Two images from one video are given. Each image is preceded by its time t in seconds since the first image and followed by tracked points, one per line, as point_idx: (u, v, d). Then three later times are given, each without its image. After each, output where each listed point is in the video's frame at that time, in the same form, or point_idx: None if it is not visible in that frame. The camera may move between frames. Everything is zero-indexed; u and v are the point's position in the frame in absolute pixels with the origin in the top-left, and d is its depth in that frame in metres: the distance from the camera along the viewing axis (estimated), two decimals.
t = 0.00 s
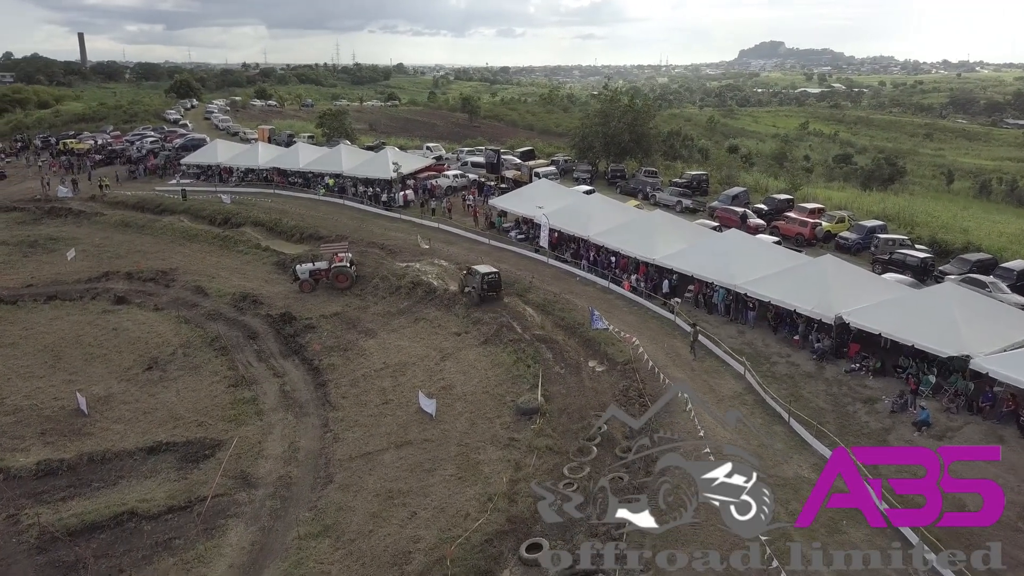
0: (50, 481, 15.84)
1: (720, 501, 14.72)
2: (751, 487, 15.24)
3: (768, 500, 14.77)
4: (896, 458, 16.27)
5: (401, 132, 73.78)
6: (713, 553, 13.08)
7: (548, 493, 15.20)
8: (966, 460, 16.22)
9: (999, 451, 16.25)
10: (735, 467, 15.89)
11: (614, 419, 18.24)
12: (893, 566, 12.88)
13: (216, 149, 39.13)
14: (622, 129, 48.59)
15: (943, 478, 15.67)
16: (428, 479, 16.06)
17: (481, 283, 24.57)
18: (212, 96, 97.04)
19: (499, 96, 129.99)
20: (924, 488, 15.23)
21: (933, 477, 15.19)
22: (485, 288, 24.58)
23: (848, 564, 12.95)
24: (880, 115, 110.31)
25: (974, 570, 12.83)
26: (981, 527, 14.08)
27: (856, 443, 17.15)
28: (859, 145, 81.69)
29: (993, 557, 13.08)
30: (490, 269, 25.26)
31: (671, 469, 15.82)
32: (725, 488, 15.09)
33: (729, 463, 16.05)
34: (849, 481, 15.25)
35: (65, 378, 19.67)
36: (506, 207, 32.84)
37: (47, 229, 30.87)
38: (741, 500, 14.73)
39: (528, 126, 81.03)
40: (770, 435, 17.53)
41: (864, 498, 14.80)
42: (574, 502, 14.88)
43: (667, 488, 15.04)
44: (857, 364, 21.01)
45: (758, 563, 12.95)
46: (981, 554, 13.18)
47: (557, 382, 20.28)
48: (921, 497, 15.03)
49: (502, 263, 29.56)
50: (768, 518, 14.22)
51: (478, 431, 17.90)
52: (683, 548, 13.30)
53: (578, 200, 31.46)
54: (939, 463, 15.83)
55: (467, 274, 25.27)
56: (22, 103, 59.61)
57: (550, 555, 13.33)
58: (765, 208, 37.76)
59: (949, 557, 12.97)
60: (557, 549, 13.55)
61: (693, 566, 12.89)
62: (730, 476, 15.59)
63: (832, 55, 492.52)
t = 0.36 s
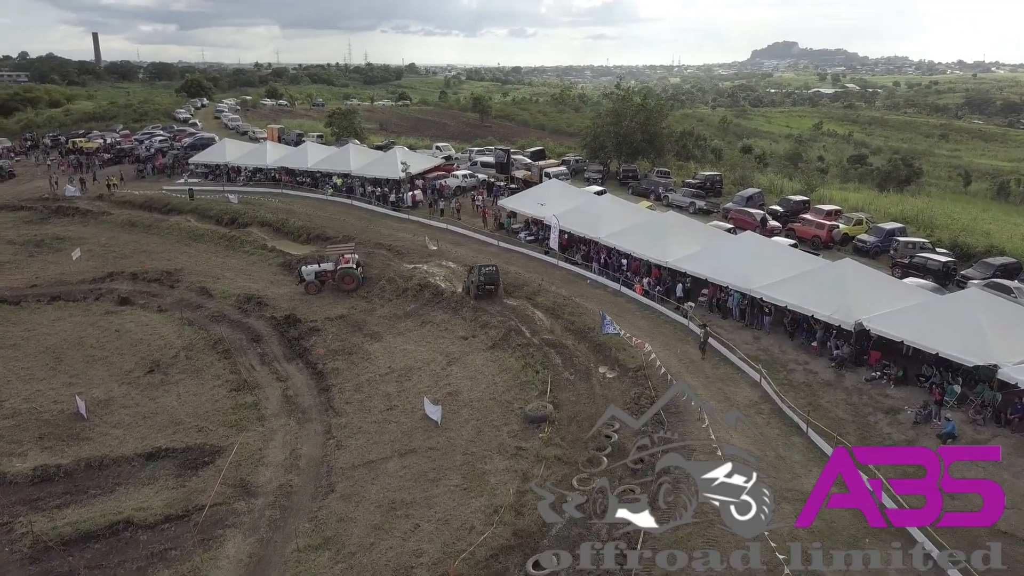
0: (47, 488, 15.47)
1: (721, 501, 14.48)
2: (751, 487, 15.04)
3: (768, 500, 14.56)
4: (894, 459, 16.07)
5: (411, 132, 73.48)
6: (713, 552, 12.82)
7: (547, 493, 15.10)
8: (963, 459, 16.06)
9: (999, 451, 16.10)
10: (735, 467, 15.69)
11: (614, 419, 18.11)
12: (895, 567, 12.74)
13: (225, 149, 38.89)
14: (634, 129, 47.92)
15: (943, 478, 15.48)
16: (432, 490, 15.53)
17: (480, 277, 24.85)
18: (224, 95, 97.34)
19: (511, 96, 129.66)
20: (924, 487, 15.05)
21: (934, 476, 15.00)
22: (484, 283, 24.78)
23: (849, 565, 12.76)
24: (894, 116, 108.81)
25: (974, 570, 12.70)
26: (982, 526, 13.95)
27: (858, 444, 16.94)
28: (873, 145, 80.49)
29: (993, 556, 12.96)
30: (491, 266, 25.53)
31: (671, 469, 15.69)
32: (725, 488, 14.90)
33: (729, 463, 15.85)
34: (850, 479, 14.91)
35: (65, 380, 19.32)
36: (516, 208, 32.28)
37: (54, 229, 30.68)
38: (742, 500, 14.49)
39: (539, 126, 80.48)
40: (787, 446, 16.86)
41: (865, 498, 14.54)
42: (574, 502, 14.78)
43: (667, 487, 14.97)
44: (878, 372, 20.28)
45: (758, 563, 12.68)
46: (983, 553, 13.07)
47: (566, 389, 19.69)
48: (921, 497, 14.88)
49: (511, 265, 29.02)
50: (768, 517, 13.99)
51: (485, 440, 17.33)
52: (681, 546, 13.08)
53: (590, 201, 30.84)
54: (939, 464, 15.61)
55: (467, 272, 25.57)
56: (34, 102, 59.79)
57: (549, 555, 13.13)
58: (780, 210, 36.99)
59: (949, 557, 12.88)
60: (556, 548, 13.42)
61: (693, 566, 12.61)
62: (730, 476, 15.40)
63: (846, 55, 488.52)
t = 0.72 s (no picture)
0: (45, 498, 15.08)
1: (720, 501, 14.61)
2: (751, 488, 15.09)
3: (768, 500, 14.61)
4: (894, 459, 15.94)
5: (425, 134, 73.05)
6: (713, 552, 12.91)
7: (547, 493, 15.04)
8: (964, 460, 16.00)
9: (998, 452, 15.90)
10: (735, 467, 15.75)
11: (613, 418, 18.12)
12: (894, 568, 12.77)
13: (237, 151, 38.68)
14: (650, 131, 47.13)
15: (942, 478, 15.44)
16: (439, 505, 14.93)
17: (490, 279, 24.65)
18: (239, 97, 97.49)
19: (526, 98, 129.08)
20: (924, 488, 15.00)
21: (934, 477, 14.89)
22: (493, 285, 24.66)
23: (849, 565, 12.78)
24: (915, 119, 106.95)
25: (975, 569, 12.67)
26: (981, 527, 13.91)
27: (860, 444, 16.84)
28: (893, 149, 78.96)
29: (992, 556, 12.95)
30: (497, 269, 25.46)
31: (671, 469, 15.75)
32: (725, 488, 15.00)
33: (729, 462, 15.90)
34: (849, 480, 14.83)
35: (68, 386, 18.97)
36: (530, 212, 31.62)
37: (64, 230, 30.56)
38: (741, 500, 14.63)
39: (554, 128, 79.79)
40: (812, 463, 16.03)
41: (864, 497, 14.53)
42: (573, 501, 14.77)
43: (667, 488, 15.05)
44: (906, 386, 19.35)
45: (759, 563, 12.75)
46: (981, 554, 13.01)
47: (580, 401, 18.99)
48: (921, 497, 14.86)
49: (524, 270, 28.41)
50: (768, 517, 14.07)
51: (495, 453, 16.68)
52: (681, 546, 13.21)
53: (605, 205, 30.11)
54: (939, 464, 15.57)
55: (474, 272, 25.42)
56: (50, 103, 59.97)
57: (549, 554, 13.17)
58: (801, 215, 36.03)
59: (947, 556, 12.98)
60: (557, 548, 13.40)
61: (694, 566, 12.70)
62: (730, 476, 15.48)
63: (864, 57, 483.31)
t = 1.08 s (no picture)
0: (38, 510, 14.64)
1: (721, 501, 14.53)
2: (751, 487, 15.02)
3: (768, 499, 14.56)
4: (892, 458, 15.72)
5: (435, 138, 72.72)
6: (713, 552, 12.80)
7: (547, 493, 14.96)
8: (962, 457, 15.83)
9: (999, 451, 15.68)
10: (735, 467, 15.69)
11: (614, 418, 18.10)
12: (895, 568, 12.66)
13: (245, 154, 38.45)
14: (663, 135, 46.46)
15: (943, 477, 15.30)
16: (443, 522, 14.33)
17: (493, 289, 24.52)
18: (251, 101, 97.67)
19: (537, 101, 128.77)
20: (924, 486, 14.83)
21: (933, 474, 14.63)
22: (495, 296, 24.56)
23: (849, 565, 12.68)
24: (929, 124, 105.56)
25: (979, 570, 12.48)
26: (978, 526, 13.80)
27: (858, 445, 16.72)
28: (908, 154, 77.77)
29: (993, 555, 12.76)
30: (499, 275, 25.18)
31: (670, 469, 15.66)
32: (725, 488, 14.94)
33: (729, 462, 15.85)
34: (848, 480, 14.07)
35: (67, 394, 18.59)
36: (540, 217, 31.05)
37: (71, 233, 30.39)
38: (741, 500, 14.57)
39: (566, 133, 79.28)
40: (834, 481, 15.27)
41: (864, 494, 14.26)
42: (573, 501, 14.63)
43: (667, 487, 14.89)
44: (931, 400, 18.58)
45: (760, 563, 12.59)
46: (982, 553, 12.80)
47: (590, 413, 18.33)
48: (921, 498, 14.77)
49: (534, 276, 27.81)
50: (768, 517, 13.98)
51: (502, 467, 16.08)
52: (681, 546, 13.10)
53: (617, 211, 29.48)
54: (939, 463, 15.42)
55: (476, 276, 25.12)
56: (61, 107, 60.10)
57: (548, 554, 13.01)
58: (818, 221, 35.19)
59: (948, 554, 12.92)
60: (557, 547, 13.22)
61: (693, 566, 12.61)
62: (730, 476, 15.42)
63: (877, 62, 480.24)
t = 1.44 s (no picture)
0: (31, 517, 14.28)
1: (720, 501, 14.42)
2: (752, 488, 14.91)
3: (768, 499, 14.45)
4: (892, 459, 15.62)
5: (443, 138, 72.27)
6: (714, 553, 12.63)
7: (548, 493, 14.77)
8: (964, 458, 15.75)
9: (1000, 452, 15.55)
10: (736, 466, 15.54)
11: (614, 419, 17.72)
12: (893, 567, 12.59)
13: (251, 153, 38.17)
14: (674, 134, 45.78)
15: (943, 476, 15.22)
16: (446, 532, 13.84)
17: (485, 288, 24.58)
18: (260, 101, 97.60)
19: (546, 101, 128.08)
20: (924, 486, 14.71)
21: (933, 474, 14.52)
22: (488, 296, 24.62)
23: (849, 565, 12.54)
24: (943, 124, 104.09)
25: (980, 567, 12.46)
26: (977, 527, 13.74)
27: (859, 445, 16.62)
28: (922, 153, 76.55)
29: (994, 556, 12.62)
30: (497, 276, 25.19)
31: (671, 469, 15.41)
32: (725, 488, 14.81)
33: (729, 462, 15.67)
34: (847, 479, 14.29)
35: (64, 396, 18.24)
36: (549, 217, 30.49)
37: (75, 233, 30.20)
38: (741, 500, 14.43)
39: (575, 132, 78.64)
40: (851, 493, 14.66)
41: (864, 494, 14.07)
42: (574, 502, 14.38)
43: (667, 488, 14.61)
44: (954, 408, 17.83)
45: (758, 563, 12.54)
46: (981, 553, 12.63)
47: (599, 419, 17.76)
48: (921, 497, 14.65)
49: (541, 277, 27.30)
50: (768, 517, 13.88)
51: (507, 476, 15.56)
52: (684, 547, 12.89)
53: (627, 211, 28.86)
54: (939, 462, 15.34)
55: (475, 272, 25.26)
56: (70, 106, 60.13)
57: (549, 555, 12.79)
58: (833, 222, 34.41)
59: (948, 556, 12.83)
60: (558, 548, 13.03)
61: (693, 567, 12.44)
62: (730, 476, 15.27)
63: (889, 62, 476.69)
